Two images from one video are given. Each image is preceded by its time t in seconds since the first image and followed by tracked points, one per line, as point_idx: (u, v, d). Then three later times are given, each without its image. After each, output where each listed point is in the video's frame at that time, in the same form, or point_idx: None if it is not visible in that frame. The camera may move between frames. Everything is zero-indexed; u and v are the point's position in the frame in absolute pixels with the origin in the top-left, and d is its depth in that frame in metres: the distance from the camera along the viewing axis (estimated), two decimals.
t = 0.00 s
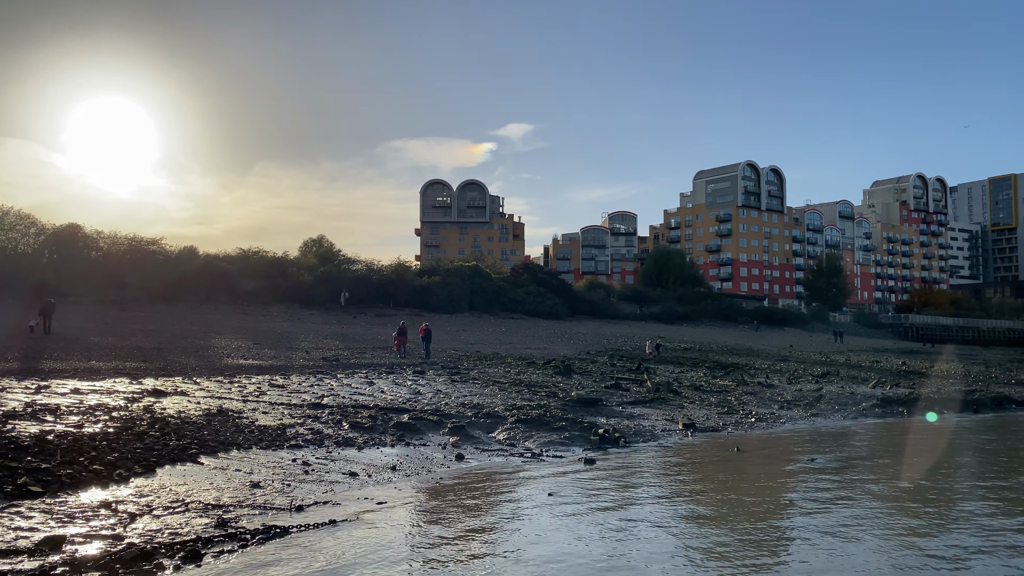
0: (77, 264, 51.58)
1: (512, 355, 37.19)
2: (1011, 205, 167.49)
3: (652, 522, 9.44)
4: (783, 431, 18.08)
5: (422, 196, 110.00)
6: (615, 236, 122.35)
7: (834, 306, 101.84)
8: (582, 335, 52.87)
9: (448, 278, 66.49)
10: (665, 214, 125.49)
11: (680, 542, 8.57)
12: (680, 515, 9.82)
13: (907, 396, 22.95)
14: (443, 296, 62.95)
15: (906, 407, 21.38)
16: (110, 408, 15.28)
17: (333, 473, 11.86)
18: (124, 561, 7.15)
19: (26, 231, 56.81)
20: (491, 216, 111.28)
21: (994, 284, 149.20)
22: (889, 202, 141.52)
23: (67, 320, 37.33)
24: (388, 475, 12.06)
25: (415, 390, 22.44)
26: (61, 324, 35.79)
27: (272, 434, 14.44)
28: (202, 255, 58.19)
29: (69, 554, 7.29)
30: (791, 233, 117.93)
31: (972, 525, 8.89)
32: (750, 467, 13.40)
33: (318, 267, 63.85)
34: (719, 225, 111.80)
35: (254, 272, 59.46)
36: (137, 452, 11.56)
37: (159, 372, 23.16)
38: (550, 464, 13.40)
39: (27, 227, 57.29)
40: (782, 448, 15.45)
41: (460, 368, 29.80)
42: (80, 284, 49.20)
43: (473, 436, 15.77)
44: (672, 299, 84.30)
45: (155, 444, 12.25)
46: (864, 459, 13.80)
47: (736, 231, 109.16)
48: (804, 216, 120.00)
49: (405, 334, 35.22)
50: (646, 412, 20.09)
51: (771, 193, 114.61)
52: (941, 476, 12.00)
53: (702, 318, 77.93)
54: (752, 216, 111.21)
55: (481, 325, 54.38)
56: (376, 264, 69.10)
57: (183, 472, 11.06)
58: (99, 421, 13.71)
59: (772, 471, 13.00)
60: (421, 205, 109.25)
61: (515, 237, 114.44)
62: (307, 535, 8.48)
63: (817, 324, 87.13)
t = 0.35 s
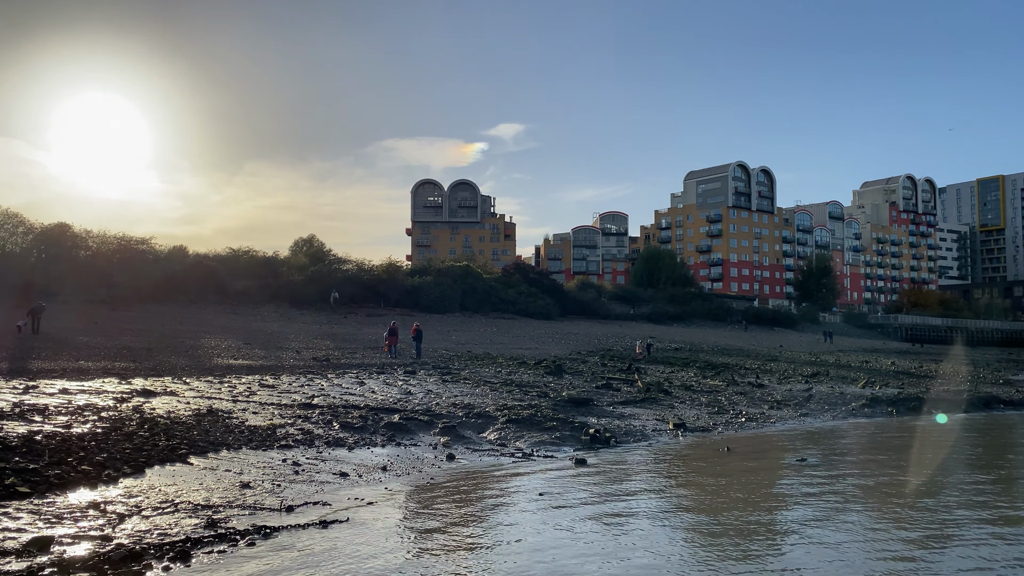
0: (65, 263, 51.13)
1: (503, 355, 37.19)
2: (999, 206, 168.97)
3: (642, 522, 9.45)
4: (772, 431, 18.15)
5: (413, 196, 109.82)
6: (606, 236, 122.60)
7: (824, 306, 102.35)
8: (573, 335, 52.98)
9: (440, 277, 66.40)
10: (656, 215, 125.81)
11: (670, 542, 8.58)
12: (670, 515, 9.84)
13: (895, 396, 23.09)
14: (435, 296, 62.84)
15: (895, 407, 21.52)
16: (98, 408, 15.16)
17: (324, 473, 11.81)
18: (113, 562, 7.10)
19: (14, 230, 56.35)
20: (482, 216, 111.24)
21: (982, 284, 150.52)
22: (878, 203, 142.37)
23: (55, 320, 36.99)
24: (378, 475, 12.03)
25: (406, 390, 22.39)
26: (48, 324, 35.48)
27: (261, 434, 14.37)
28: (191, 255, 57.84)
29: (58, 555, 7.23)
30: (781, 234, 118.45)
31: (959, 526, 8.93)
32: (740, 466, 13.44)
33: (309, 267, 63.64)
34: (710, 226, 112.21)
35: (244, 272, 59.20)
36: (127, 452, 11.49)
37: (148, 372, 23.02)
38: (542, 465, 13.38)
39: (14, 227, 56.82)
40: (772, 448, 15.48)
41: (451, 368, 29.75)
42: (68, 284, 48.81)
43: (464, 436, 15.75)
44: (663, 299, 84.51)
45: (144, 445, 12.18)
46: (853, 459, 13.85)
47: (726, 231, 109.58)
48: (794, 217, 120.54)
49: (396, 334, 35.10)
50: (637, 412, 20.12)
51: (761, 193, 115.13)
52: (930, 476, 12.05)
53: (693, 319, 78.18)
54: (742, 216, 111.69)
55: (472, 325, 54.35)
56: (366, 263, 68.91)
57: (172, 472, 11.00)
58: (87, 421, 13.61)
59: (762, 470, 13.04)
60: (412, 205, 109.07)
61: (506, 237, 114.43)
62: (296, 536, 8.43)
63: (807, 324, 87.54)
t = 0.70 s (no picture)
0: (53, 262, 50.73)
1: (494, 355, 37.21)
2: (987, 207, 170.29)
3: (633, 523, 9.43)
4: (762, 431, 18.20)
5: (405, 195, 109.60)
6: (597, 236, 122.85)
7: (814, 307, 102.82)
8: (565, 335, 53.15)
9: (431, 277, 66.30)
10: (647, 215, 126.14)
11: (661, 542, 8.59)
12: (660, 515, 9.84)
13: (885, 396, 23.19)
14: (426, 295, 62.72)
15: (884, 407, 21.64)
16: (87, 408, 15.06)
17: (314, 473, 11.77)
18: (101, 562, 7.05)
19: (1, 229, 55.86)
20: (473, 216, 111.17)
21: (970, 285, 151.67)
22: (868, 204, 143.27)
23: (43, 320, 36.66)
24: (369, 476, 11.97)
25: (397, 390, 22.34)
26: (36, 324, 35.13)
27: (251, 434, 14.28)
28: (181, 254, 57.49)
29: (46, 556, 7.17)
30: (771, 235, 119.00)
31: (951, 526, 8.94)
32: (731, 466, 13.45)
33: (299, 267, 63.40)
34: (701, 227, 112.61)
35: (234, 272, 58.91)
36: (116, 452, 11.41)
37: (137, 372, 22.87)
38: (533, 465, 13.38)
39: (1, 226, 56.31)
40: (762, 448, 15.52)
41: (442, 368, 29.73)
42: (57, 283, 48.42)
43: (456, 437, 15.72)
44: (654, 300, 84.71)
45: (133, 445, 12.11)
46: (843, 459, 13.88)
47: (717, 232, 110.01)
48: (784, 217, 121.10)
49: (386, 334, 34.99)
50: (628, 412, 20.15)
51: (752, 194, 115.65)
52: (920, 476, 12.07)
53: (684, 319, 78.39)
54: (733, 217, 112.19)
55: (463, 325, 54.31)
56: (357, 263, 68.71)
57: (161, 473, 10.92)
58: (76, 421, 13.52)
59: (752, 470, 13.06)
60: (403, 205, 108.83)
61: (498, 237, 114.35)
62: (287, 536, 8.38)
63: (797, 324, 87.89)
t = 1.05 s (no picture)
0: (42, 262, 50.33)
1: (486, 355, 37.24)
2: (976, 209, 171.53)
3: (625, 522, 9.44)
4: (753, 430, 18.28)
5: (396, 195, 109.37)
6: (589, 236, 123.04)
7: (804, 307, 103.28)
8: (557, 335, 53.26)
9: (423, 277, 66.23)
10: (639, 216, 126.47)
11: (652, 542, 8.60)
12: (652, 515, 9.85)
13: (873, 396, 23.37)
14: (418, 295, 62.65)
15: (873, 407, 21.80)
16: (76, 409, 14.97)
17: (305, 473, 11.73)
18: (90, 563, 6.99)
19: None
20: (465, 216, 111.11)
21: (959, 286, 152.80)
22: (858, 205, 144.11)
23: (31, 320, 36.37)
24: (360, 476, 11.94)
25: (388, 390, 22.31)
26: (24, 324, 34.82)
27: (242, 434, 14.20)
28: (171, 254, 57.18)
29: (34, 557, 7.11)
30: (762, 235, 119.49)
31: (942, 526, 8.96)
32: (722, 466, 13.47)
33: (290, 267, 63.21)
34: (691, 227, 113.00)
35: (225, 271, 58.66)
36: (105, 453, 11.33)
37: (127, 372, 22.74)
38: (523, 465, 13.40)
39: None
40: (753, 448, 15.58)
41: (434, 368, 29.70)
42: (45, 283, 48.03)
43: (447, 437, 15.71)
44: (645, 300, 84.90)
45: (123, 445, 12.04)
46: (834, 459, 13.94)
47: (708, 232, 110.38)
48: (775, 218, 121.63)
49: (378, 334, 34.93)
50: (619, 412, 20.20)
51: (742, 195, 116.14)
52: (910, 476, 12.14)
53: (675, 319, 78.62)
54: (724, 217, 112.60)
55: (454, 325, 54.28)
56: (348, 263, 68.54)
57: (151, 473, 10.84)
58: (65, 421, 13.44)
59: (743, 470, 13.10)
60: (395, 205, 108.63)
61: (489, 237, 114.36)
62: (277, 537, 8.34)
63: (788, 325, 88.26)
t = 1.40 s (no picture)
0: (30, 261, 49.95)
1: (478, 355, 37.28)
2: (965, 210, 172.77)
3: (616, 522, 9.47)
4: (744, 431, 18.35)
5: (388, 195, 109.17)
6: (580, 236, 123.21)
7: (795, 307, 103.73)
8: (549, 335, 53.39)
9: (415, 276, 66.16)
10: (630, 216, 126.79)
11: (642, 542, 8.61)
12: (642, 515, 9.86)
13: (863, 396, 23.53)
14: (410, 295, 62.58)
15: (863, 407, 21.93)
16: (66, 409, 14.90)
17: (296, 474, 11.70)
18: (80, 564, 6.95)
19: None
20: (457, 216, 111.05)
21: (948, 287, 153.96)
22: (849, 206, 144.96)
23: (19, 319, 36.10)
24: (351, 477, 11.91)
25: (379, 390, 22.28)
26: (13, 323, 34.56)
27: (232, 435, 14.14)
28: (161, 253, 56.91)
29: (23, 558, 7.07)
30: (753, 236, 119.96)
31: (931, 527, 8.99)
32: (712, 467, 13.50)
33: (281, 266, 63.03)
34: (683, 228, 113.37)
35: (216, 271, 58.44)
36: (95, 453, 11.26)
37: (117, 373, 22.63)
38: (514, 465, 13.40)
39: None
40: (744, 448, 15.62)
41: (426, 368, 29.68)
42: (33, 283, 47.67)
43: (438, 437, 15.70)
44: (636, 300, 85.10)
45: (113, 446, 11.97)
46: (824, 459, 14.02)
47: (699, 233, 110.75)
48: (766, 218, 122.14)
49: (370, 335, 34.85)
50: (611, 412, 20.25)
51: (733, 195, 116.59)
52: (899, 476, 12.20)
53: (666, 319, 78.86)
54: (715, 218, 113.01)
55: (446, 325, 54.27)
56: (339, 263, 68.35)
57: (141, 474, 10.77)
58: (54, 421, 13.37)
59: (734, 470, 13.13)
60: (386, 205, 108.44)
61: (481, 237, 114.33)
62: (268, 537, 8.30)
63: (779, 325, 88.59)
